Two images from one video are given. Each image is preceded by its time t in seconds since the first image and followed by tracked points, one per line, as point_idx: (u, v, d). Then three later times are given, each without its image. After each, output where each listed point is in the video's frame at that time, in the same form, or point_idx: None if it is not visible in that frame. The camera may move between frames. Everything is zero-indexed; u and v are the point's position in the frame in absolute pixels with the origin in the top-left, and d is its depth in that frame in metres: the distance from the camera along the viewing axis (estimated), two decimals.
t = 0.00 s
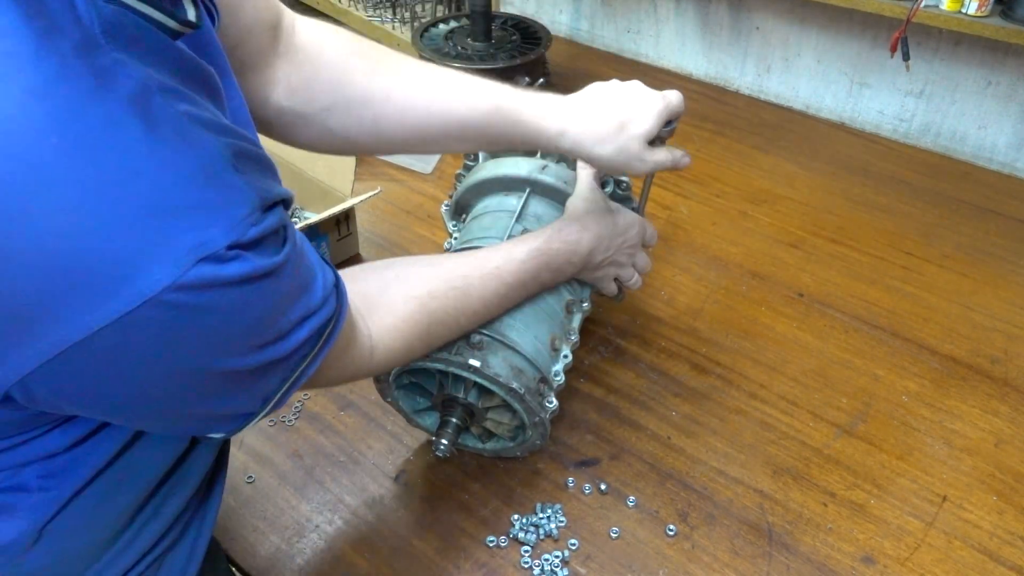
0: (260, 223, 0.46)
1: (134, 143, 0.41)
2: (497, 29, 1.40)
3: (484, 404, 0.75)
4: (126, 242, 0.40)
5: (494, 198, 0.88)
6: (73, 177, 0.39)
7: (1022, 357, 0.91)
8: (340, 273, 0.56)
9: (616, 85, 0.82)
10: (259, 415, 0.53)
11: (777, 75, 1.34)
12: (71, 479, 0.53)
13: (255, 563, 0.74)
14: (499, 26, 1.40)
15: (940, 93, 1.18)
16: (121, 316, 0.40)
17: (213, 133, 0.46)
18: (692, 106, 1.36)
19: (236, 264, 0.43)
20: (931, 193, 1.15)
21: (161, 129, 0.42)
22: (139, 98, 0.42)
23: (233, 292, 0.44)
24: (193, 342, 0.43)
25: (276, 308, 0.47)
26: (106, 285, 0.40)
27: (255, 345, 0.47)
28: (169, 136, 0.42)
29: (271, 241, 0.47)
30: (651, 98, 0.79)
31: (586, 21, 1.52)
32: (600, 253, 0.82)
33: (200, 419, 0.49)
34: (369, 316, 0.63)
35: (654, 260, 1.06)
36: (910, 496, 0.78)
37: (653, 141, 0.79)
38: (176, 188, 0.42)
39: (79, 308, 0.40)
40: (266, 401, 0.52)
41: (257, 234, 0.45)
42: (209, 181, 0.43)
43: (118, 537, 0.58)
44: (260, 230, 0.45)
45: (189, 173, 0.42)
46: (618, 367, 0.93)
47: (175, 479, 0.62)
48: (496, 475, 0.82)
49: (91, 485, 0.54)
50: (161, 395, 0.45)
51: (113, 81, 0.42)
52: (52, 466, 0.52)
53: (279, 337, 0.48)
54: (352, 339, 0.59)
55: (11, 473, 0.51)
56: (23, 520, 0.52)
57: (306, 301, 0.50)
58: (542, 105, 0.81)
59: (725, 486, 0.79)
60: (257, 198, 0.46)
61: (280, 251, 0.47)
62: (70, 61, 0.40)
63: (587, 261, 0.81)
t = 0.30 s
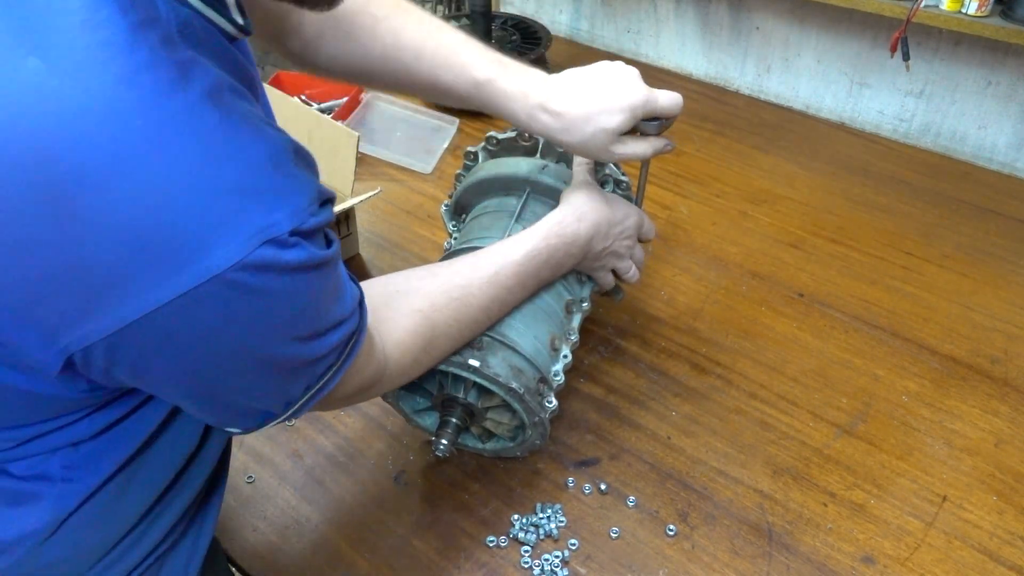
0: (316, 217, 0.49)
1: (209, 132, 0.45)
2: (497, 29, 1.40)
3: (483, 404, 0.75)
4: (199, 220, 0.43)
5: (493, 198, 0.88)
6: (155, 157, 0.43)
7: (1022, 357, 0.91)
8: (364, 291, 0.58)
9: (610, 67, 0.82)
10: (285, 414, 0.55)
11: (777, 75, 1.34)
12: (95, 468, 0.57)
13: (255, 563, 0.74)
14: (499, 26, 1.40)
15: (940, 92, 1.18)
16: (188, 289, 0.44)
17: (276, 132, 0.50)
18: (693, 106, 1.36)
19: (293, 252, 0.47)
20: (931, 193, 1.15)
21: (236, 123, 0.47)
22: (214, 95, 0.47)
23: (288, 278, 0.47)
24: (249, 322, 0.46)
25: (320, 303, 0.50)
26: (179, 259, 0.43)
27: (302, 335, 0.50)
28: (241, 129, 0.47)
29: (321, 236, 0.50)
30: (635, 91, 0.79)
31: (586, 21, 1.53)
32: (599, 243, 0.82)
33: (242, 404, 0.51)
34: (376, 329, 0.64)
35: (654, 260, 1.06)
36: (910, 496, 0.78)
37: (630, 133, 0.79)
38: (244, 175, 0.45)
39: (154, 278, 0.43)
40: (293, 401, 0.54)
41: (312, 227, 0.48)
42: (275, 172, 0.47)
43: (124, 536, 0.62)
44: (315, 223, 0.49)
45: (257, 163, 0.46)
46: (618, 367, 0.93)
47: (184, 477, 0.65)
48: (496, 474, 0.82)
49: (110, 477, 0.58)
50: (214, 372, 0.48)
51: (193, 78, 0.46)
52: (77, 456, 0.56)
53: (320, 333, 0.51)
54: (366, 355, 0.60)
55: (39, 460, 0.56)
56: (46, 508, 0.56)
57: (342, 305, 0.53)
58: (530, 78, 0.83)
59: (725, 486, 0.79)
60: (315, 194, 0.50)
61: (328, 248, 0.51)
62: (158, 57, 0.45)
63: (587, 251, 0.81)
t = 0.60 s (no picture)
0: (347, 194, 0.49)
1: (247, 101, 0.45)
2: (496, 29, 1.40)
3: (483, 404, 0.75)
4: (235, 184, 0.43)
5: (493, 197, 0.88)
6: (194, 120, 0.42)
7: (1022, 356, 0.91)
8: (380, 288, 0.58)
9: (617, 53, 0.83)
10: (300, 401, 0.54)
11: (777, 75, 1.34)
12: (117, 455, 0.58)
13: (255, 563, 0.74)
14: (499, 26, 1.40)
15: (940, 93, 1.18)
16: (223, 255, 0.43)
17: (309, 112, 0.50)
18: (692, 106, 1.37)
19: (325, 225, 0.46)
20: (931, 193, 1.15)
21: (271, 96, 0.47)
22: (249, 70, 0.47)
23: (317, 251, 0.46)
24: (278, 294, 0.46)
25: (346, 281, 0.50)
26: (215, 224, 0.43)
27: (326, 314, 0.49)
28: (276, 103, 0.47)
29: (349, 215, 0.50)
30: (630, 80, 0.80)
31: (586, 21, 1.53)
32: (598, 241, 0.82)
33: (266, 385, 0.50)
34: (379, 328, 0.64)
35: (654, 260, 1.06)
36: (910, 495, 0.78)
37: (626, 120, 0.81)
38: (279, 144, 0.45)
39: (188, 243, 0.43)
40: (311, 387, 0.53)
41: (342, 203, 0.48)
42: (309, 145, 0.47)
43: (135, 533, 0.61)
44: (345, 199, 0.48)
45: (292, 134, 0.46)
46: (618, 367, 0.93)
47: (197, 475, 0.66)
48: (497, 475, 0.82)
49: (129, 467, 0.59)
50: (242, 347, 0.47)
51: (232, 55, 0.47)
52: (100, 442, 0.57)
53: (344, 314, 0.51)
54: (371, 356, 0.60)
55: (63, 444, 0.56)
56: (66, 494, 0.56)
57: (362, 290, 0.53)
58: (536, 46, 0.85)
59: (725, 486, 0.79)
60: (346, 171, 0.50)
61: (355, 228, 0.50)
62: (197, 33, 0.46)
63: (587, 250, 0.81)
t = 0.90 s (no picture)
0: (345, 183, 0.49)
1: (247, 89, 0.45)
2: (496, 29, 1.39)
3: (483, 404, 0.75)
4: (237, 172, 0.43)
5: (492, 197, 0.88)
6: (195, 108, 0.42)
7: (1022, 357, 0.91)
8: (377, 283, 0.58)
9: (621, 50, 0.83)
10: (298, 396, 0.54)
11: (777, 75, 1.34)
12: (120, 453, 0.58)
13: (254, 562, 0.75)
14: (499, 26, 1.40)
15: (940, 92, 1.18)
16: (225, 244, 0.43)
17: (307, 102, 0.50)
18: (692, 106, 1.37)
19: (325, 215, 0.47)
20: (931, 193, 1.15)
21: (271, 86, 0.47)
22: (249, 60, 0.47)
23: (317, 240, 0.47)
24: (278, 283, 0.46)
25: (343, 272, 0.50)
26: (215, 212, 0.43)
27: (325, 304, 0.49)
28: (276, 92, 0.47)
29: (348, 204, 0.50)
30: (631, 78, 0.80)
31: (586, 21, 1.53)
32: (598, 242, 0.82)
33: (265, 377, 0.50)
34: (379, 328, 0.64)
35: (654, 260, 1.06)
36: (910, 495, 0.78)
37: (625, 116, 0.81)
38: (279, 132, 0.45)
39: (189, 231, 0.43)
40: (308, 381, 0.53)
41: (340, 191, 0.49)
42: (308, 134, 0.47)
43: (138, 530, 0.62)
44: (344, 189, 0.49)
45: (292, 123, 0.46)
46: (618, 367, 0.93)
47: (200, 474, 0.66)
48: (497, 474, 0.82)
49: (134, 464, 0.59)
50: (242, 338, 0.47)
51: (230, 44, 0.47)
52: (104, 439, 0.57)
53: (341, 306, 0.51)
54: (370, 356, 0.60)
55: (68, 442, 0.56)
56: (70, 493, 0.56)
57: (359, 283, 0.53)
58: (542, 40, 0.85)
59: (725, 486, 0.79)
60: (345, 161, 0.50)
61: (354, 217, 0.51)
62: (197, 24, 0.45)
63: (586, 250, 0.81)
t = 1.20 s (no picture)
0: (330, 161, 0.49)
1: (230, 64, 0.44)
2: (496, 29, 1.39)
3: (483, 404, 0.75)
4: (218, 146, 0.42)
5: (493, 197, 0.88)
6: (175, 84, 0.42)
7: (1022, 357, 0.91)
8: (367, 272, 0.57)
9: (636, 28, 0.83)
10: (283, 384, 0.54)
11: (777, 75, 1.34)
12: (122, 457, 0.58)
13: (255, 562, 0.75)
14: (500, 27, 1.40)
15: (941, 92, 1.18)
16: (206, 220, 0.43)
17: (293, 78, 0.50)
18: (693, 106, 1.37)
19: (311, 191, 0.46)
20: (931, 193, 1.15)
21: (259, 63, 0.47)
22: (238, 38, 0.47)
23: (300, 217, 0.46)
24: (259, 261, 0.45)
25: (328, 253, 0.49)
26: (197, 187, 0.42)
27: (309, 285, 0.49)
28: (260, 66, 0.46)
29: (334, 182, 0.50)
30: (643, 47, 0.80)
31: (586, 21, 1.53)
32: (598, 248, 0.81)
33: (247, 364, 0.49)
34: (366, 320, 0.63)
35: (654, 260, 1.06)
36: (910, 495, 0.78)
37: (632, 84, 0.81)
38: (261, 105, 0.44)
39: (169, 208, 0.42)
40: (290, 369, 0.53)
41: (326, 168, 0.48)
42: (293, 110, 0.47)
43: (145, 531, 0.62)
44: (329, 166, 0.49)
45: (276, 97, 0.46)
46: (618, 367, 0.93)
47: (206, 476, 0.66)
48: (497, 474, 0.82)
49: (138, 468, 0.59)
50: (223, 320, 0.46)
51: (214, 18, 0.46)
52: (107, 444, 0.57)
53: (325, 290, 0.51)
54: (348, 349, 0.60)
55: (71, 446, 0.56)
56: (76, 497, 0.57)
57: (346, 268, 0.52)
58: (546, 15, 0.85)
59: (725, 486, 0.79)
60: (331, 139, 0.50)
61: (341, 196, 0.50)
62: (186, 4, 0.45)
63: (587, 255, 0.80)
